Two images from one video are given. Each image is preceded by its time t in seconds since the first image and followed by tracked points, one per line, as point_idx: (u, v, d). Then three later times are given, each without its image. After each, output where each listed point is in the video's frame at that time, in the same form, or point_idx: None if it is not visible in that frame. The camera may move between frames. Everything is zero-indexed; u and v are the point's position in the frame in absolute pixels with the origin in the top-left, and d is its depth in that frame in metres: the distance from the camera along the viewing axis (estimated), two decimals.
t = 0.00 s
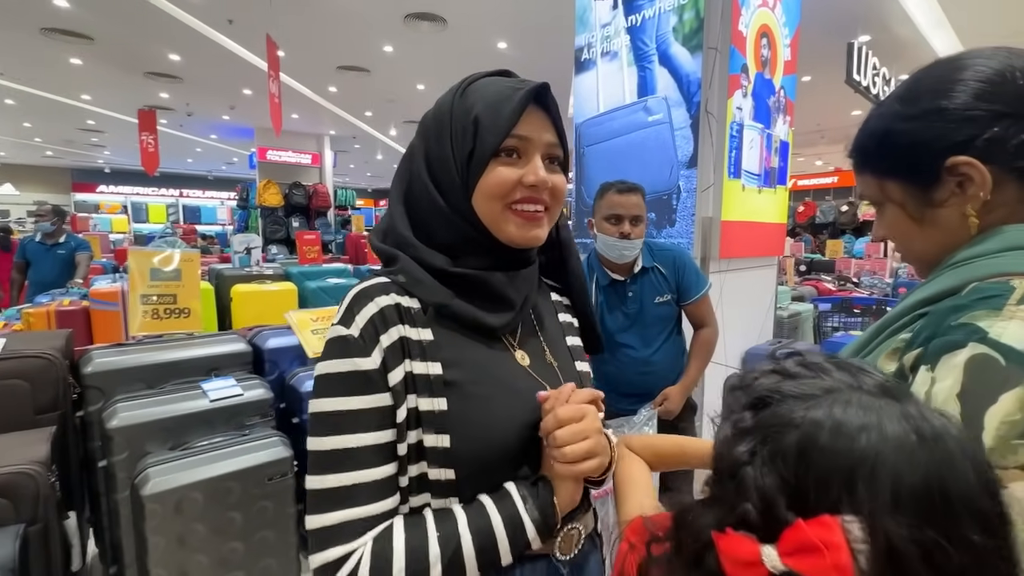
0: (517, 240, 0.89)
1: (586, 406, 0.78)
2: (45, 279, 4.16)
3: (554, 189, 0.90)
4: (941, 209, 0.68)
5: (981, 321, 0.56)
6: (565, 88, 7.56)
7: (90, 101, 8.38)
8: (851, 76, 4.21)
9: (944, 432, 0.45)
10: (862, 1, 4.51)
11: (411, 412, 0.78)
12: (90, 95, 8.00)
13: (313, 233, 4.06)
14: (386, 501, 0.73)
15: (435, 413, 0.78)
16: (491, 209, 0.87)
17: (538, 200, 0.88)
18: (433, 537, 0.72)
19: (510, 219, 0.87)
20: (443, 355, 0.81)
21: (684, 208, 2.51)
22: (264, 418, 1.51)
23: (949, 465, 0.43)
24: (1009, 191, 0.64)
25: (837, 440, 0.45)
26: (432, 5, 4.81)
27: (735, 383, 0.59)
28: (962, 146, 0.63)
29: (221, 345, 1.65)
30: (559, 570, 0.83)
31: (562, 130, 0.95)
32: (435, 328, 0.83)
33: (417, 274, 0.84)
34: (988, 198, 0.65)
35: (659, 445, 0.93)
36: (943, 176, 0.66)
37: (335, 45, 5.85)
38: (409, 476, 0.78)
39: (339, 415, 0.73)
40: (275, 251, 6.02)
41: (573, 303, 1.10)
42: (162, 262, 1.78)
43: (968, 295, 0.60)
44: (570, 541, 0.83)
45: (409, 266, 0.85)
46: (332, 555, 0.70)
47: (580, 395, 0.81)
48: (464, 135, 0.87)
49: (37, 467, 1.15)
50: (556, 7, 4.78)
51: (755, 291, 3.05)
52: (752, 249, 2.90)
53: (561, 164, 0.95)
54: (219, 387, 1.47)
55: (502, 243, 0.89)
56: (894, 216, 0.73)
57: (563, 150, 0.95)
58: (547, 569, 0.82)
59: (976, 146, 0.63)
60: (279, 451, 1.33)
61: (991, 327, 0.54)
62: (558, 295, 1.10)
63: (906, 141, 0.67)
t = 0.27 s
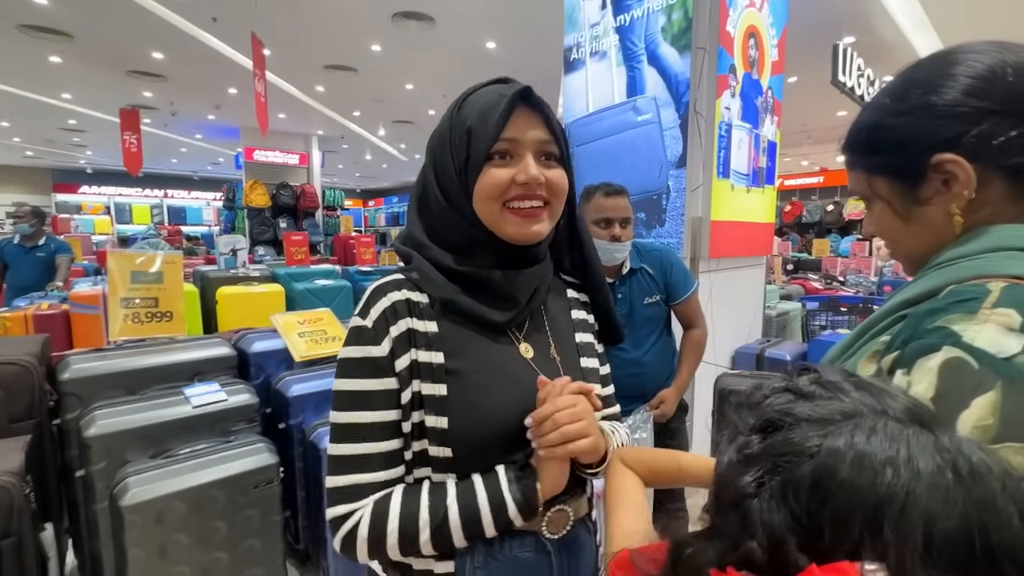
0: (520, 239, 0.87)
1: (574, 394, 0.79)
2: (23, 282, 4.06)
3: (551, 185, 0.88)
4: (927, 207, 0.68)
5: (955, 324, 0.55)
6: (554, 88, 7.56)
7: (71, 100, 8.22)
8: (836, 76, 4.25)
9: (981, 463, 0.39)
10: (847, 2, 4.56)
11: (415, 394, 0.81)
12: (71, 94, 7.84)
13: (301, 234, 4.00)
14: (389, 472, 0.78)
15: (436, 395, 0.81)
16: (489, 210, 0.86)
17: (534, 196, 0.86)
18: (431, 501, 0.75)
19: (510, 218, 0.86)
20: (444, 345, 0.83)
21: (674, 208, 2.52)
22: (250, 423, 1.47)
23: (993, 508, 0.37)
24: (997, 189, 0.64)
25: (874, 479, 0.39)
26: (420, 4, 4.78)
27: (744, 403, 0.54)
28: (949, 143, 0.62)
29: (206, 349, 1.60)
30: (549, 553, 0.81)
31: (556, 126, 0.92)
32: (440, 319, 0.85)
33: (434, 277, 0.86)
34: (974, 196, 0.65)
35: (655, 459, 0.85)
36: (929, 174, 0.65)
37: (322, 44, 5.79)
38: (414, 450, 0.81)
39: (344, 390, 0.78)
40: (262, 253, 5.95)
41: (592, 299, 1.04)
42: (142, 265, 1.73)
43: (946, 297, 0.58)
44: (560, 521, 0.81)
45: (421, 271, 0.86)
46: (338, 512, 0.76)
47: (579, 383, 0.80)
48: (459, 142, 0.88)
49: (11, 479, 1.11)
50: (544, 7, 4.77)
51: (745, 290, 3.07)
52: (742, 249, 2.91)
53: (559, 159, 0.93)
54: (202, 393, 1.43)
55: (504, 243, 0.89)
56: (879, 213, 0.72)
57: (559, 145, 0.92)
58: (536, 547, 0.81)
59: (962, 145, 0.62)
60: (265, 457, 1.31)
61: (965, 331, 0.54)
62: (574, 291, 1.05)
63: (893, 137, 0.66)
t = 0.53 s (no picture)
0: (504, 244, 0.89)
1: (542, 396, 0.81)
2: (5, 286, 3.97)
3: (536, 191, 0.88)
4: (915, 212, 0.67)
5: (932, 331, 0.55)
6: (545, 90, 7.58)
7: (55, 100, 8.09)
8: (825, 79, 4.29)
9: (932, 485, 0.35)
10: (835, 5, 4.60)
11: (398, 384, 0.87)
12: (56, 94, 7.72)
13: (291, 236, 3.95)
14: (377, 450, 0.85)
15: (416, 386, 0.86)
16: (475, 214, 0.89)
17: (517, 203, 0.87)
18: (404, 486, 0.80)
19: (494, 222, 0.88)
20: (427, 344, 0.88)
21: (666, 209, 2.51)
22: (237, 430, 1.45)
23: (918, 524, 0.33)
24: (983, 195, 0.63)
25: (781, 472, 0.36)
26: (411, 4, 4.76)
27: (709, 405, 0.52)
28: (934, 148, 0.62)
29: (192, 354, 1.58)
30: (517, 543, 0.85)
31: (551, 133, 0.93)
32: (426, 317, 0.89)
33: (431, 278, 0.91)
34: (961, 202, 0.64)
35: (637, 466, 0.78)
36: (916, 179, 0.65)
37: (312, 45, 5.75)
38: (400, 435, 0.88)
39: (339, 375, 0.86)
40: (252, 255, 5.90)
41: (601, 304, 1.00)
42: (127, 268, 1.69)
43: (922, 305, 0.58)
44: (529, 518, 0.84)
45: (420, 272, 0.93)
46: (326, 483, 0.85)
47: (548, 389, 0.82)
48: (453, 153, 0.92)
49: None
50: (536, 8, 4.77)
51: (736, 291, 3.08)
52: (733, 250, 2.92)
53: (552, 165, 0.92)
54: (189, 399, 1.40)
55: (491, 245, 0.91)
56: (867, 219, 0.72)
57: (552, 151, 0.92)
58: (503, 539, 0.85)
59: (948, 150, 0.62)
60: (252, 465, 1.28)
61: (942, 339, 0.54)
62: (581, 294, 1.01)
63: (878, 141, 0.66)
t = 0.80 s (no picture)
0: (489, 245, 0.89)
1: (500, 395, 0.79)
2: None
3: (522, 192, 0.87)
4: (907, 218, 0.67)
5: (924, 337, 0.54)
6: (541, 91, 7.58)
7: (46, 99, 8.00)
8: (819, 80, 4.31)
9: (799, 476, 0.30)
10: (828, 7, 4.63)
11: (379, 383, 0.89)
12: (46, 93, 7.64)
13: (285, 237, 3.92)
14: (367, 445, 0.91)
15: (393, 386, 0.88)
16: (462, 215, 0.89)
17: (502, 204, 0.87)
18: (379, 479, 0.83)
19: (479, 223, 0.88)
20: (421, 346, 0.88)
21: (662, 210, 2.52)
22: (231, 434, 1.43)
23: (728, 511, 0.29)
24: (976, 201, 0.63)
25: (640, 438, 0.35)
26: (406, 5, 4.75)
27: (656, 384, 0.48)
28: (926, 154, 0.62)
29: (184, 357, 1.56)
30: (488, 549, 0.84)
31: (537, 132, 0.91)
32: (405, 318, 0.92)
33: (413, 283, 0.94)
34: (954, 207, 0.64)
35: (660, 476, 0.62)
36: (908, 185, 0.65)
37: (306, 45, 5.73)
38: (385, 434, 0.91)
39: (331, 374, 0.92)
40: (246, 256, 5.86)
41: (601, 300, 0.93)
42: (119, 270, 1.66)
43: (916, 310, 0.58)
44: (499, 526, 0.83)
45: (406, 275, 0.95)
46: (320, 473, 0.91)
47: (506, 391, 0.80)
48: (441, 154, 0.93)
49: None
50: (531, 9, 4.77)
51: (731, 292, 3.09)
52: (729, 252, 2.93)
53: (539, 165, 0.91)
54: (182, 403, 1.39)
55: (476, 245, 0.91)
56: (859, 225, 0.71)
57: (539, 151, 0.91)
58: (475, 544, 0.85)
59: (940, 155, 0.62)
60: (247, 470, 1.27)
61: (935, 345, 0.53)
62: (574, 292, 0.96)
63: (869, 148, 0.66)
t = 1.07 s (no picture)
0: (481, 245, 0.89)
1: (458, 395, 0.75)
2: None
3: (514, 191, 0.86)
4: (899, 224, 0.67)
5: (918, 341, 0.54)
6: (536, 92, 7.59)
7: (35, 98, 7.90)
8: (812, 83, 4.34)
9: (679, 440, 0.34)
10: (821, 11, 4.67)
11: (366, 372, 0.92)
12: (35, 92, 7.54)
13: (279, 238, 3.90)
14: (355, 432, 0.92)
15: (377, 375, 0.90)
16: (454, 214, 0.89)
17: (494, 203, 0.86)
18: (355, 466, 0.84)
19: (470, 222, 0.88)
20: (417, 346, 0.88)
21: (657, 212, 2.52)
22: (225, 437, 1.42)
23: (589, 471, 0.34)
24: (968, 205, 0.63)
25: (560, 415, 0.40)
26: (401, 5, 4.74)
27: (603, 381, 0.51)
28: (916, 159, 0.62)
29: (175, 359, 1.54)
30: (444, 547, 0.82)
31: (531, 130, 0.90)
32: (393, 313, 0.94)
33: (406, 279, 0.95)
34: (946, 212, 0.64)
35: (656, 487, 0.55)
36: (899, 190, 0.65)
37: (300, 45, 5.70)
38: (371, 423, 0.92)
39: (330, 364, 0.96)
40: (239, 257, 5.82)
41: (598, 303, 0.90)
42: (110, 272, 1.64)
43: (910, 313, 0.58)
44: (455, 526, 0.80)
45: (401, 272, 0.97)
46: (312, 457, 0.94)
47: (468, 390, 0.76)
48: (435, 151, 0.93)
49: None
50: (526, 10, 4.77)
51: (726, 294, 3.10)
52: (723, 254, 2.95)
53: (532, 164, 0.90)
54: (174, 406, 1.37)
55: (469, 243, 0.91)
56: (852, 231, 0.72)
57: (532, 149, 0.90)
58: (434, 540, 0.83)
59: (930, 160, 0.62)
60: (240, 473, 1.25)
61: (929, 349, 0.53)
62: (567, 294, 0.92)
63: (859, 154, 0.66)
